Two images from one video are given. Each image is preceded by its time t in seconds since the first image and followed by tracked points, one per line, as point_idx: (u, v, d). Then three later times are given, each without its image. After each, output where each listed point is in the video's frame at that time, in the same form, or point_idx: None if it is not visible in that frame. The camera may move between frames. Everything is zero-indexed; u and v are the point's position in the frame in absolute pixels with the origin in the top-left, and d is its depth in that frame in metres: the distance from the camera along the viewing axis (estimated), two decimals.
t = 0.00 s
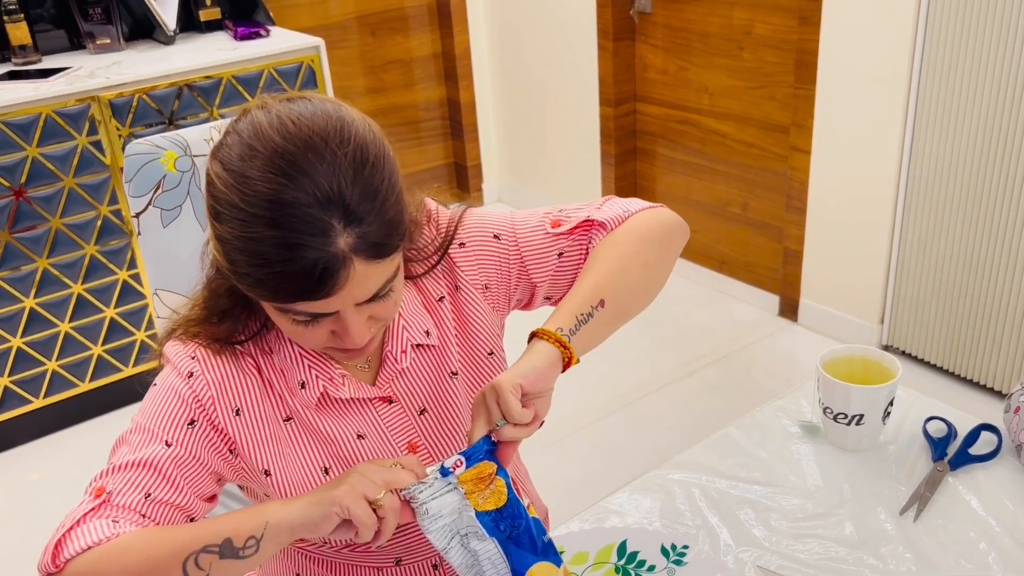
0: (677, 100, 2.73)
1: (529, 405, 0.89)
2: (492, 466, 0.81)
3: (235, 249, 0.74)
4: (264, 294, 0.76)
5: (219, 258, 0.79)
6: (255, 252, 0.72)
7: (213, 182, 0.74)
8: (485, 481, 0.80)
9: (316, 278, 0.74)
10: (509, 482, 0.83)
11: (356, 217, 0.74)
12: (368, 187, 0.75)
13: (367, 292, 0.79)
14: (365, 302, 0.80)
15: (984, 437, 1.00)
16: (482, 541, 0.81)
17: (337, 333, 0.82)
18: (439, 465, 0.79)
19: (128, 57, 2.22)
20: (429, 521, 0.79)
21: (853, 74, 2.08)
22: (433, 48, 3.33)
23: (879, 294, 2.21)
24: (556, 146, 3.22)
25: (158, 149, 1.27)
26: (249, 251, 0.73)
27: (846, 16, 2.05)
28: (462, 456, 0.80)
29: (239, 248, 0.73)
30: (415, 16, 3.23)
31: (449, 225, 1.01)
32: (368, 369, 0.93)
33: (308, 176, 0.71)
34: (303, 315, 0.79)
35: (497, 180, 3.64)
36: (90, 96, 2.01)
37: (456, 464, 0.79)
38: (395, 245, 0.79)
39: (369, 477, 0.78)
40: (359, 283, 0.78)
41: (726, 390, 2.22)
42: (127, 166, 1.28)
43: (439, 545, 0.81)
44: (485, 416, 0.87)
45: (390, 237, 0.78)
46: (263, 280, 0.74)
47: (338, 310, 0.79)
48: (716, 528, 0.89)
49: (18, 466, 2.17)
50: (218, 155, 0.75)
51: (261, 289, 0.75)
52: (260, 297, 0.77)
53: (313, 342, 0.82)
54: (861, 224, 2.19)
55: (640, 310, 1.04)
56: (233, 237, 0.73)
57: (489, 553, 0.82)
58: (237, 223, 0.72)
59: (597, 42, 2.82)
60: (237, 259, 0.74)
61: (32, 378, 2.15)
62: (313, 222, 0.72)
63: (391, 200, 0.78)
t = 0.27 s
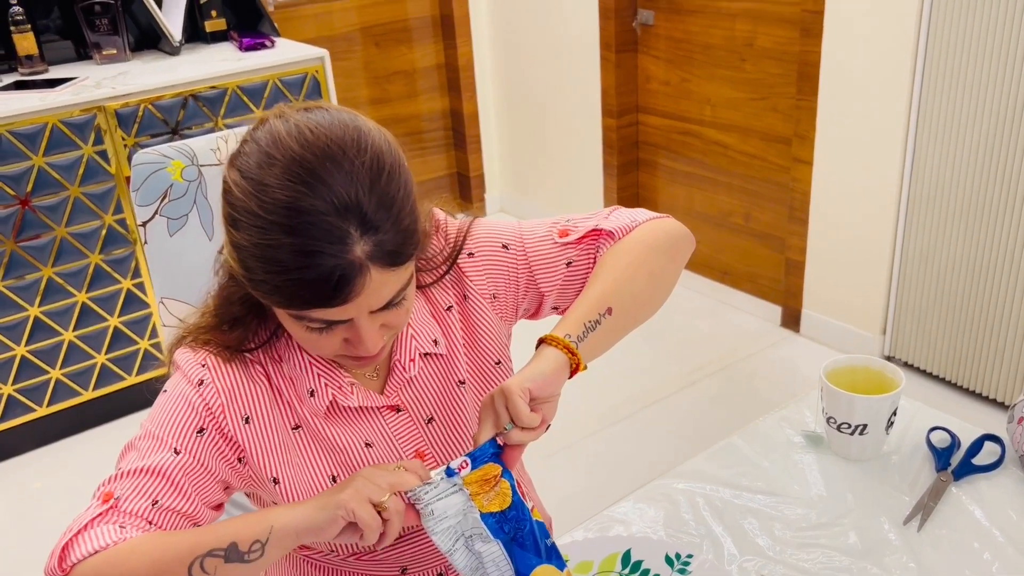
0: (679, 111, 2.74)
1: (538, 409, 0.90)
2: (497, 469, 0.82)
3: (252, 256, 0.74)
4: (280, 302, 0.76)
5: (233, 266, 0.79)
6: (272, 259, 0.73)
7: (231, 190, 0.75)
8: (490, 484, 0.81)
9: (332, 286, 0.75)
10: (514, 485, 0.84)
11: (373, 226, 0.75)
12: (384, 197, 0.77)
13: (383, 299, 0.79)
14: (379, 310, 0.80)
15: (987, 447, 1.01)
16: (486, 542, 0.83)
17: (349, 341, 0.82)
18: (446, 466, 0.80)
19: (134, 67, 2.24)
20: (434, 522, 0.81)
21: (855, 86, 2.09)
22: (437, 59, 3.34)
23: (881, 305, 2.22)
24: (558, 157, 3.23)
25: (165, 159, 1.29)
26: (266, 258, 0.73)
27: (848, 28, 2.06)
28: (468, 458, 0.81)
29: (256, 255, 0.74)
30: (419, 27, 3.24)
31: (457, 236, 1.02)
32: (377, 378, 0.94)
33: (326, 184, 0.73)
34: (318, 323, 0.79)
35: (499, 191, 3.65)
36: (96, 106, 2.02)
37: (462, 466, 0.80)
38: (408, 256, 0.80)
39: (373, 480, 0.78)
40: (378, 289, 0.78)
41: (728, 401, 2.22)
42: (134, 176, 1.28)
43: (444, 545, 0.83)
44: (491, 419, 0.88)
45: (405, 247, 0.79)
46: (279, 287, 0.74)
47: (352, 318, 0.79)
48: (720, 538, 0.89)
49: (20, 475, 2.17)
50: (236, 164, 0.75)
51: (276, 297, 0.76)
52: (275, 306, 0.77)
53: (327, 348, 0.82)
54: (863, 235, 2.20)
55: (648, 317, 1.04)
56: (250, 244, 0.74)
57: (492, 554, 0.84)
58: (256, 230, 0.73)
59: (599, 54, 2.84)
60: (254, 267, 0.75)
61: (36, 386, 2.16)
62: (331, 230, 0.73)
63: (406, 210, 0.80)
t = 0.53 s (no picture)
0: (678, 118, 2.75)
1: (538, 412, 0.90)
2: (495, 468, 0.82)
3: (256, 259, 0.75)
4: (284, 304, 0.76)
5: (237, 270, 0.79)
6: (277, 262, 0.73)
7: (236, 194, 0.75)
8: (488, 483, 0.82)
9: (337, 288, 0.75)
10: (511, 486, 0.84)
11: (378, 229, 0.76)
12: (389, 200, 0.77)
13: (387, 302, 0.80)
14: (382, 314, 0.81)
15: (984, 454, 1.01)
16: (483, 542, 0.83)
17: (352, 345, 0.83)
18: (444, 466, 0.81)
19: (135, 73, 2.24)
20: (431, 521, 0.81)
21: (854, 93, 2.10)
22: (437, 66, 3.35)
23: (880, 313, 2.22)
24: (558, 165, 3.24)
25: (165, 164, 1.28)
26: (271, 261, 0.74)
27: (847, 36, 2.07)
28: (466, 457, 0.81)
29: (260, 259, 0.74)
30: (419, 34, 3.25)
31: (459, 242, 1.01)
32: (377, 384, 0.95)
33: (331, 187, 0.73)
34: (322, 327, 0.80)
35: (499, 198, 3.65)
36: (96, 112, 2.03)
37: (461, 465, 0.80)
38: (412, 262, 0.81)
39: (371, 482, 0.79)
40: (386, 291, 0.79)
41: (727, 408, 2.22)
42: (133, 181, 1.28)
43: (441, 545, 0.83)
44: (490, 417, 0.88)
45: (409, 251, 0.80)
46: (283, 290, 0.75)
47: (355, 321, 0.79)
48: (717, 543, 0.89)
49: (18, 480, 2.17)
50: (241, 169, 0.76)
51: (280, 300, 0.76)
52: (279, 309, 0.78)
53: (330, 351, 0.83)
54: (862, 243, 2.20)
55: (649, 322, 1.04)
56: (255, 247, 0.74)
57: (490, 555, 0.84)
58: (261, 234, 0.73)
59: (599, 61, 2.85)
60: (258, 270, 0.75)
61: (35, 392, 2.16)
62: (336, 233, 0.73)
63: (410, 215, 0.80)
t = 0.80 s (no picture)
0: (676, 124, 2.76)
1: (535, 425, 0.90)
2: (505, 487, 0.82)
3: (253, 250, 0.75)
4: (281, 295, 0.76)
5: (234, 264, 0.80)
6: (275, 251, 0.73)
7: (232, 186, 0.75)
8: (496, 503, 0.81)
9: (334, 276, 0.75)
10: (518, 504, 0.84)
11: (373, 217, 0.76)
12: (383, 189, 0.78)
13: (383, 293, 0.80)
14: (379, 305, 0.81)
15: (979, 459, 1.01)
16: (487, 559, 0.83)
17: (349, 338, 0.83)
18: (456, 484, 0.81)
19: (134, 79, 2.25)
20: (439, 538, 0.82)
21: (851, 99, 2.11)
22: (436, 72, 3.36)
23: (877, 319, 2.22)
24: (556, 170, 3.24)
25: (163, 169, 1.28)
26: (268, 250, 0.74)
27: (844, 43, 2.08)
28: (477, 474, 0.82)
29: (258, 248, 0.74)
30: (418, 40, 3.26)
31: (457, 245, 1.02)
32: (373, 384, 0.95)
33: (326, 175, 0.74)
34: (320, 318, 0.80)
35: (497, 203, 3.66)
36: (95, 117, 2.03)
37: (471, 484, 0.81)
38: (406, 253, 0.81)
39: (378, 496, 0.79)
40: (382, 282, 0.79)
41: (725, 413, 2.22)
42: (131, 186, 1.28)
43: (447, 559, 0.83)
44: (498, 433, 0.86)
45: (404, 240, 0.80)
46: (281, 279, 0.75)
47: (352, 312, 0.80)
48: (712, 548, 0.89)
49: (15, 485, 2.17)
50: (237, 162, 0.76)
51: (278, 290, 0.76)
52: (276, 300, 0.78)
53: (327, 344, 0.83)
54: (859, 248, 2.20)
55: (645, 330, 1.04)
56: (252, 238, 0.74)
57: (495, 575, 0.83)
58: (258, 223, 0.73)
59: (597, 67, 2.85)
60: (255, 261, 0.75)
61: (33, 397, 2.16)
62: (333, 220, 0.73)
63: (404, 205, 0.81)
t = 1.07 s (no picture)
0: (675, 130, 2.76)
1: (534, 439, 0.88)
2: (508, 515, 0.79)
3: (253, 225, 0.75)
4: (282, 271, 0.77)
5: (233, 248, 0.80)
6: (275, 224, 0.74)
7: (230, 167, 0.76)
8: (499, 533, 0.79)
9: (334, 250, 0.76)
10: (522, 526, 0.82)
11: (370, 190, 0.77)
12: (378, 165, 0.79)
13: (381, 269, 0.80)
14: (378, 283, 0.81)
15: (977, 463, 1.01)
16: None
17: (349, 321, 0.82)
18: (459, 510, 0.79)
19: (133, 84, 2.25)
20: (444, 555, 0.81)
21: (848, 105, 2.11)
22: (435, 77, 3.37)
23: (876, 323, 2.22)
24: (554, 175, 3.25)
25: (162, 173, 1.28)
26: (268, 224, 0.74)
27: (841, 48, 2.08)
28: (479, 503, 0.79)
29: (257, 222, 0.75)
30: (417, 46, 3.27)
31: (458, 249, 1.04)
32: (372, 382, 0.96)
33: (324, 147, 0.75)
34: (320, 297, 0.80)
35: (496, 208, 3.66)
36: (94, 122, 2.03)
37: (474, 513, 0.78)
38: (402, 232, 0.82)
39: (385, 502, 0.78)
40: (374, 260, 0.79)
41: (723, 418, 2.22)
42: (131, 191, 1.28)
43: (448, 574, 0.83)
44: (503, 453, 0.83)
45: (400, 217, 0.81)
46: (281, 253, 0.75)
47: (352, 289, 0.80)
48: (710, 552, 0.89)
49: (14, 490, 2.17)
50: (234, 144, 0.77)
51: (278, 266, 0.76)
52: (277, 278, 0.78)
53: (327, 329, 0.83)
54: (857, 253, 2.21)
55: (645, 344, 1.03)
56: (251, 213, 0.75)
57: None
58: (258, 197, 0.74)
59: (595, 72, 2.86)
60: (255, 238, 0.76)
61: (31, 401, 2.16)
62: (331, 190, 0.74)
63: (400, 183, 0.82)
